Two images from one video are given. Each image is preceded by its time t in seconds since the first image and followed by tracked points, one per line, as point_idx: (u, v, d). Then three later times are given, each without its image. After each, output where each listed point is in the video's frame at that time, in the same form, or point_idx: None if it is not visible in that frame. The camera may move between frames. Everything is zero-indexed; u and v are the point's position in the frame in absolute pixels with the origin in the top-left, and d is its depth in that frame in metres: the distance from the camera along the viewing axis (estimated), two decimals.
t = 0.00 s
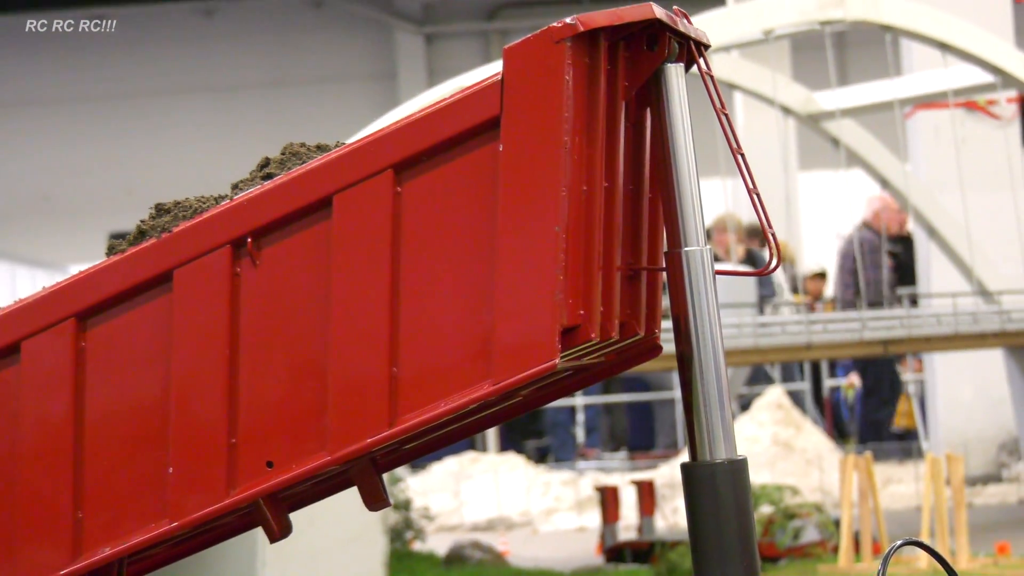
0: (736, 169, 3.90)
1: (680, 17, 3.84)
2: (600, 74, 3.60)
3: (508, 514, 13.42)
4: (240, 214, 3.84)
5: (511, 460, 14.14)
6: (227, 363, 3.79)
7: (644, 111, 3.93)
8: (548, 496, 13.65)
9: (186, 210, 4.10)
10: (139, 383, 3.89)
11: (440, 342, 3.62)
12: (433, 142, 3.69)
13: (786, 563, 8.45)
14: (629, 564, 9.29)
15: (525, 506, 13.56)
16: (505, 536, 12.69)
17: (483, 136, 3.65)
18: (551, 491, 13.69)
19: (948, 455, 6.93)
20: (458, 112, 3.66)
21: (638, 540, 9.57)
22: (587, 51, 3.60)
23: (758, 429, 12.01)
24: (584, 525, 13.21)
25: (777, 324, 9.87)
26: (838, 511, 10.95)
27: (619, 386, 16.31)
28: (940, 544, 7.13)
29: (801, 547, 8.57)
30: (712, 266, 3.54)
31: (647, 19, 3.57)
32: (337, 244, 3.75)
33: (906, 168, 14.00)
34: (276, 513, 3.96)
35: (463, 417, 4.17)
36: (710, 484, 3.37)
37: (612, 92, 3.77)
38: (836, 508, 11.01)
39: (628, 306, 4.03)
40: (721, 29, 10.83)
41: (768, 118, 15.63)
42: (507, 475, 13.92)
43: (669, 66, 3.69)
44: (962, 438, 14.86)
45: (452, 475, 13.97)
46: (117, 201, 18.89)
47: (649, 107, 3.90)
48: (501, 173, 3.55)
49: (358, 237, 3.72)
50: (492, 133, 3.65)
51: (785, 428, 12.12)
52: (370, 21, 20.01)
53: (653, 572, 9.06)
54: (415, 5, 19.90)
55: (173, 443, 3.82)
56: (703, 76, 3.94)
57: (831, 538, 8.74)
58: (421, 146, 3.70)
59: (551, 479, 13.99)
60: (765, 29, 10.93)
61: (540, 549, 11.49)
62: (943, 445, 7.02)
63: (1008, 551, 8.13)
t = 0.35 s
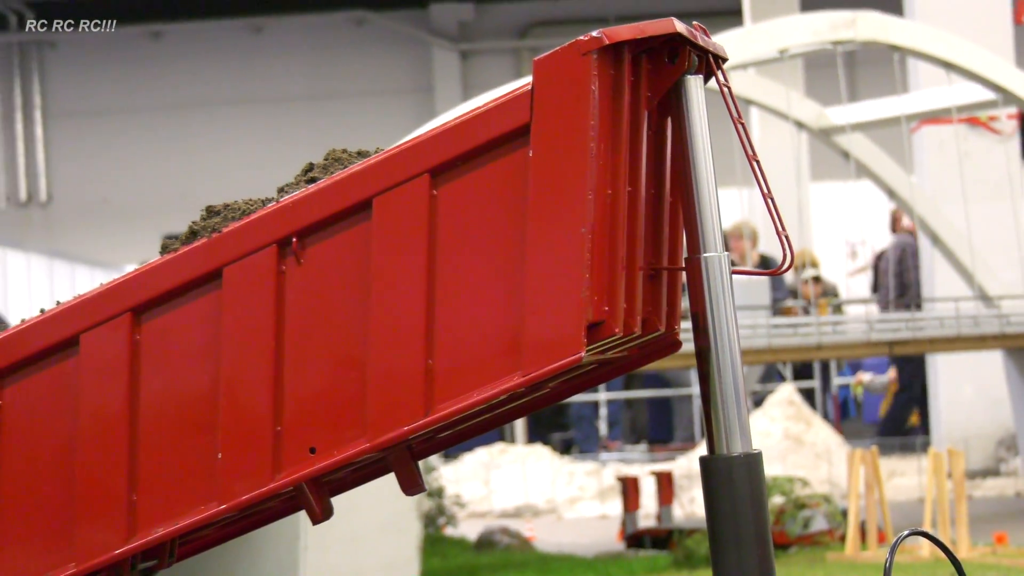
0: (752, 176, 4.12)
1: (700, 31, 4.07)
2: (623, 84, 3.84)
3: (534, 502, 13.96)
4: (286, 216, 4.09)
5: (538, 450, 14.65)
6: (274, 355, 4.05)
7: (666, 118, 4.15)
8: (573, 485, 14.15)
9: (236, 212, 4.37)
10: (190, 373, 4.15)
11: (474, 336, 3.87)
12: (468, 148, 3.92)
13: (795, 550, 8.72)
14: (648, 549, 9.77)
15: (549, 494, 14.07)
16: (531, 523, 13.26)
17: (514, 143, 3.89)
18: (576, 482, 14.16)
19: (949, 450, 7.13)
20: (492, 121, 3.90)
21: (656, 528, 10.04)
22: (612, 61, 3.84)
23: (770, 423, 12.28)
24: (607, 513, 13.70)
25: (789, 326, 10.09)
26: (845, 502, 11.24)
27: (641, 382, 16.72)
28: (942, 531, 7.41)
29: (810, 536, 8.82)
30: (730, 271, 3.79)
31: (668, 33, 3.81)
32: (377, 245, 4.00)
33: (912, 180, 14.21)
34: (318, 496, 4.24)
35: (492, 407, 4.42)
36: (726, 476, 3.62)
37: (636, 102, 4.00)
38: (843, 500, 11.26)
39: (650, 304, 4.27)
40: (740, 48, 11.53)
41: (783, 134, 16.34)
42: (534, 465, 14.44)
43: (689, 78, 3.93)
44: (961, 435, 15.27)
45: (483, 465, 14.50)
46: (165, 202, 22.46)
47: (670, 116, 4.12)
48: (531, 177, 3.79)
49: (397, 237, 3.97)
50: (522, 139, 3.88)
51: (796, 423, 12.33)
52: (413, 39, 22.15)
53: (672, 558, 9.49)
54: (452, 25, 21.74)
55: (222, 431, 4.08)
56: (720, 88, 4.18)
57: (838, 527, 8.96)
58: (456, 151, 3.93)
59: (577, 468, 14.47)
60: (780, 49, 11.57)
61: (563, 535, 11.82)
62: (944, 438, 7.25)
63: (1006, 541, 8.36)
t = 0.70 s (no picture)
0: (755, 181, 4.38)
1: (704, 42, 4.33)
2: (633, 92, 4.08)
3: (546, 489, 14.24)
4: (316, 215, 4.37)
5: (549, 443, 15.05)
6: (304, 346, 4.33)
7: (672, 125, 4.39)
8: (581, 474, 14.48)
9: (269, 212, 4.66)
10: (225, 361, 4.43)
11: (492, 328, 4.12)
12: (487, 151, 4.18)
13: (791, 536, 9.06)
14: (653, 535, 10.17)
15: (559, 482, 14.35)
16: (544, 509, 13.49)
17: (531, 148, 4.14)
18: (586, 471, 14.48)
19: (937, 442, 7.38)
20: (509, 126, 4.15)
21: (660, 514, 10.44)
22: (623, 70, 4.10)
23: (767, 418, 12.54)
24: (614, 501, 13.97)
25: (789, 327, 10.66)
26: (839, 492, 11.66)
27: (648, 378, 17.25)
28: (930, 521, 7.68)
29: (804, 524, 9.15)
30: (733, 271, 4.05)
31: (675, 45, 4.06)
32: (401, 243, 4.26)
33: (903, 189, 15.47)
34: (344, 479, 4.51)
35: (507, 396, 4.69)
36: (729, 464, 3.90)
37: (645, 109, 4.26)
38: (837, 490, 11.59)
39: (658, 299, 4.52)
40: (741, 64, 12.70)
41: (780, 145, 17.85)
42: (545, 456, 14.87)
43: (694, 87, 4.19)
44: (947, 429, 15.86)
45: (497, 454, 14.91)
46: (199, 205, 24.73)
47: (677, 122, 4.36)
48: (546, 180, 4.05)
49: (420, 236, 4.23)
50: (537, 143, 4.14)
51: (791, 417, 12.61)
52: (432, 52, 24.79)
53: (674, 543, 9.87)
54: (470, 42, 24.48)
55: (256, 417, 4.36)
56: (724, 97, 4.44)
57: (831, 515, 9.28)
58: (475, 155, 4.19)
59: (585, 459, 14.77)
60: (779, 65, 12.73)
61: (572, 522, 12.05)
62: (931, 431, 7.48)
63: (990, 528, 8.65)
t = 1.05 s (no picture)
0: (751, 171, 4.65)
1: (702, 41, 4.59)
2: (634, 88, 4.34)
3: (554, 469, 14.56)
4: (338, 205, 4.66)
5: (556, 425, 15.36)
6: (328, 328, 4.62)
7: (673, 118, 4.66)
8: (587, 454, 14.81)
9: (294, 204, 4.96)
10: (254, 342, 4.74)
11: (504, 310, 4.40)
12: (497, 145, 4.45)
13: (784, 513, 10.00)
14: (654, 511, 10.71)
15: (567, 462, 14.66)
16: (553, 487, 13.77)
17: (539, 141, 4.41)
18: (592, 451, 14.82)
19: (920, 425, 7.70)
20: (518, 119, 4.42)
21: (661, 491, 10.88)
22: (626, 67, 4.35)
23: (762, 401, 13.12)
24: (619, 480, 14.30)
25: (781, 314, 11.73)
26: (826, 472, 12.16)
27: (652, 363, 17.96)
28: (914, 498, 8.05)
29: (797, 499, 10.10)
30: (730, 260, 4.33)
31: (673, 43, 4.32)
32: (418, 232, 4.54)
33: (890, 187, 16.50)
34: (366, 453, 4.81)
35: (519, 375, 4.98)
36: (726, 440, 4.19)
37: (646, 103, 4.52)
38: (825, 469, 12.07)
39: (658, 282, 4.79)
40: (739, 67, 13.54)
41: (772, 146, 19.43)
42: (553, 436, 15.17)
43: (693, 84, 4.45)
44: (930, 413, 17.21)
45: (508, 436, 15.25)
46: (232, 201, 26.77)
47: (677, 116, 4.63)
48: (553, 172, 4.32)
49: (435, 224, 4.51)
50: (544, 137, 4.40)
51: (785, 400, 13.04)
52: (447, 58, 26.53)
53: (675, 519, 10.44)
54: (483, 50, 26.21)
55: (282, 397, 4.65)
56: (722, 93, 4.70)
57: (822, 493, 10.16)
58: (487, 148, 4.45)
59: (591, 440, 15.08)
60: (773, 70, 13.73)
61: (579, 499, 12.43)
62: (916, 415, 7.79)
63: (970, 507, 9.30)
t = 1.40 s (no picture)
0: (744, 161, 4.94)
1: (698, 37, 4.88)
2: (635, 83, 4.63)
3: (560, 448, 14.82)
4: (358, 195, 4.96)
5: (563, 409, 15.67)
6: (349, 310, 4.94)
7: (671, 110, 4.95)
8: (592, 435, 15.07)
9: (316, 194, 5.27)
10: (280, 323, 5.06)
11: (514, 292, 4.71)
12: (507, 137, 4.74)
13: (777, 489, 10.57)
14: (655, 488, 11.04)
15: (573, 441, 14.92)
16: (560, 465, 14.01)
17: (546, 133, 4.70)
18: (597, 432, 15.08)
19: (904, 406, 7.97)
20: (526, 113, 4.71)
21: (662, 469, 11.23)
22: (625, 63, 4.64)
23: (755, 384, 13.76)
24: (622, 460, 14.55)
25: (774, 303, 12.28)
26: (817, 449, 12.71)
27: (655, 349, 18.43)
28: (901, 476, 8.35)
29: (790, 476, 10.58)
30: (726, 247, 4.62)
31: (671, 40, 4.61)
32: (434, 219, 4.84)
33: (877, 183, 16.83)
34: (387, 428, 5.14)
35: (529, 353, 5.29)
36: (724, 414, 4.49)
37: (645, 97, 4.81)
38: (819, 450, 12.46)
39: (658, 266, 5.07)
40: (732, 70, 13.95)
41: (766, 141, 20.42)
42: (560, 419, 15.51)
43: (689, 80, 4.76)
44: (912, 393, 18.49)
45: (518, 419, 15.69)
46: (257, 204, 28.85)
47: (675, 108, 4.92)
48: (560, 162, 4.62)
49: (449, 212, 4.81)
50: (550, 130, 4.70)
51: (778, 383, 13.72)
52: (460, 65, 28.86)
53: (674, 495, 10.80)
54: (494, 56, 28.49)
55: (307, 377, 4.97)
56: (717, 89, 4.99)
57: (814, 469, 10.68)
58: (497, 141, 4.75)
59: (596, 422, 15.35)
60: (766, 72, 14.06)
61: (584, 477, 12.74)
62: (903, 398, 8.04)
63: (951, 481, 10.06)
